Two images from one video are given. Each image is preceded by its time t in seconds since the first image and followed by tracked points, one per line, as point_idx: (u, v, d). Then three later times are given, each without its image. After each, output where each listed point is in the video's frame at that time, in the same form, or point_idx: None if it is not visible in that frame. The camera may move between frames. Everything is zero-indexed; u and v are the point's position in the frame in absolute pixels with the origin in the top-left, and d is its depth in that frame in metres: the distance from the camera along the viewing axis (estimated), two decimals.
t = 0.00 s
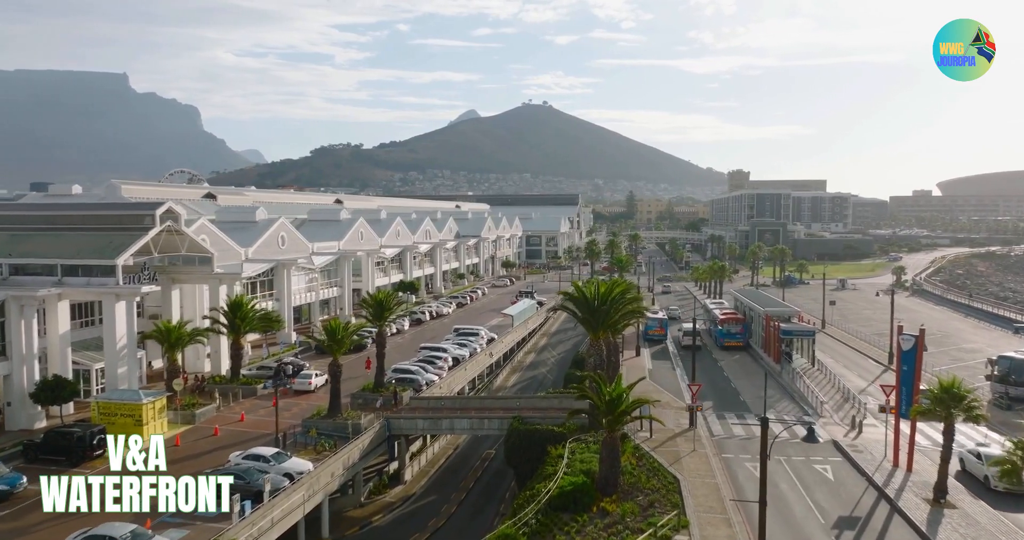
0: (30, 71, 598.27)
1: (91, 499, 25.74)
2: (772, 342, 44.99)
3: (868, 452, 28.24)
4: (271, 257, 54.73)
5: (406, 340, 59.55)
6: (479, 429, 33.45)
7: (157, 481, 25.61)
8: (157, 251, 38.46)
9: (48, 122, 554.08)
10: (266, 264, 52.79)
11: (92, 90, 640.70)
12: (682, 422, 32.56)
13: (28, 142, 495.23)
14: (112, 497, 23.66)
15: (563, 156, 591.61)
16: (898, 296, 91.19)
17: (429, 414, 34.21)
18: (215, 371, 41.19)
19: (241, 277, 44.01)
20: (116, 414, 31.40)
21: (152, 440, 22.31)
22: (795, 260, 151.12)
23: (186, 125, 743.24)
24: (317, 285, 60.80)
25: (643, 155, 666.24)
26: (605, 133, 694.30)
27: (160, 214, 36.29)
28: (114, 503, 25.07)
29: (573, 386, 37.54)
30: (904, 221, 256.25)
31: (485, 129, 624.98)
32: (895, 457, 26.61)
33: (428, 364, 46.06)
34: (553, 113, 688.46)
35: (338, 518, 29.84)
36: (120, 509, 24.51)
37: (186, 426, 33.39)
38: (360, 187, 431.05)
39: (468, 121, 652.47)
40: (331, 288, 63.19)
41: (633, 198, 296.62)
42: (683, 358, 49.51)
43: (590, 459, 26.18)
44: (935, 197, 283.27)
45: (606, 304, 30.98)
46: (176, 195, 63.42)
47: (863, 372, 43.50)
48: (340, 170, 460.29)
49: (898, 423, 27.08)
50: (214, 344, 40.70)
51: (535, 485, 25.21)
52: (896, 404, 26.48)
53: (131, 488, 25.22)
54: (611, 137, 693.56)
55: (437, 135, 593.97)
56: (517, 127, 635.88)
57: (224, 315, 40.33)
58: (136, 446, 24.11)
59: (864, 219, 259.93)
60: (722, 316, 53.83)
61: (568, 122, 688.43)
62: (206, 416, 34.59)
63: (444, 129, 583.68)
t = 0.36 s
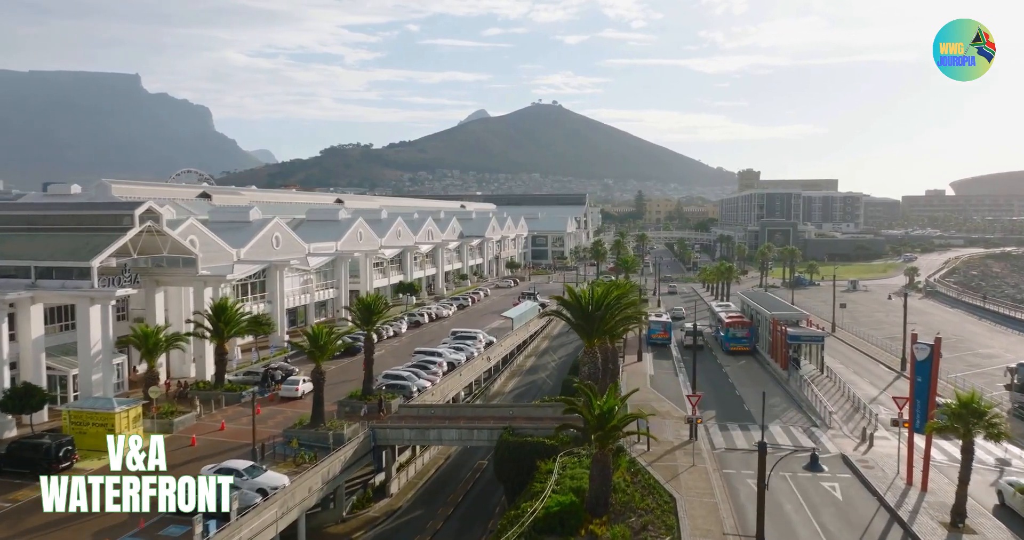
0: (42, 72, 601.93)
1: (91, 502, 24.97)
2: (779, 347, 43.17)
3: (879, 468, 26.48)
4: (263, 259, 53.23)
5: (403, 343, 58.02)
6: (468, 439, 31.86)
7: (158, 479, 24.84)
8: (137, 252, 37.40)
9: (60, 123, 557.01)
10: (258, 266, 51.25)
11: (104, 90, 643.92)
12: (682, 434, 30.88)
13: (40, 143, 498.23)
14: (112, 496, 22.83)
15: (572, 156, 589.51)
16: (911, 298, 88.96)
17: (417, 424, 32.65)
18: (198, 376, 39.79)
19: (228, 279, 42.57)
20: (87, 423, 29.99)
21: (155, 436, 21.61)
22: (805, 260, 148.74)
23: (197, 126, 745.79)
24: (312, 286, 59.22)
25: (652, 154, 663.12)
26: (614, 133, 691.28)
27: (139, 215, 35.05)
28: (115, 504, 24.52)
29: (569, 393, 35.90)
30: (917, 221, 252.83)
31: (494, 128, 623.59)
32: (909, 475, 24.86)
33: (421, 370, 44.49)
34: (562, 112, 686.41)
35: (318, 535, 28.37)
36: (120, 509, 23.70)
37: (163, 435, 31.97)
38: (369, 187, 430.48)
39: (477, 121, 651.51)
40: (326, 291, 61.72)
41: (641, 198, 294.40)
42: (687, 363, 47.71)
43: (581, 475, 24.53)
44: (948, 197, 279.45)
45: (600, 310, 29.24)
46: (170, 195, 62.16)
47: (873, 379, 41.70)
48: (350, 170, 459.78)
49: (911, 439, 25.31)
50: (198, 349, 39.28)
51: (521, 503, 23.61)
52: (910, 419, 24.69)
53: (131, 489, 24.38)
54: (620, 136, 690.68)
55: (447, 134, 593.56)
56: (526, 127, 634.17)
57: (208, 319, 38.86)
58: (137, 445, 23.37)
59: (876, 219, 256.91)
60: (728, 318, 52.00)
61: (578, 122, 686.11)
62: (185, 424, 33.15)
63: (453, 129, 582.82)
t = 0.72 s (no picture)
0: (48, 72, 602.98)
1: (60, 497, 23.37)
2: (780, 354, 41.18)
3: (883, 491, 24.50)
4: (246, 261, 51.48)
5: (391, 347, 56.15)
6: (445, 454, 29.96)
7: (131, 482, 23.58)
8: (100, 253, 36.47)
9: (65, 123, 557.65)
10: (239, 268, 49.41)
11: (109, 90, 644.48)
12: (672, 449, 28.93)
13: (46, 143, 498.80)
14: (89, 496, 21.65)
15: (577, 156, 587.11)
16: (918, 301, 86.68)
17: (391, 437, 30.78)
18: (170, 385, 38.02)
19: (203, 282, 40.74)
20: (40, 437, 28.24)
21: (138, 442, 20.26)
22: (810, 261, 146.33)
23: (202, 126, 746.34)
24: (297, 289, 57.29)
25: (658, 154, 660.56)
26: (619, 133, 688.42)
27: (103, 215, 33.47)
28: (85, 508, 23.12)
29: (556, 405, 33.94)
30: (924, 221, 249.83)
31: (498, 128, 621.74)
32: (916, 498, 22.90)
33: (405, 377, 42.58)
34: (567, 112, 684.37)
35: None
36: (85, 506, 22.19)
37: (122, 449, 30.12)
38: (374, 187, 429.17)
39: (482, 121, 649.95)
40: (314, 294, 59.91)
41: (646, 199, 292.23)
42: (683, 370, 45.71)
43: (559, 499, 22.59)
44: (956, 197, 276.36)
45: (583, 317, 27.26)
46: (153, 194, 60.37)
47: (878, 389, 39.71)
48: (354, 171, 458.47)
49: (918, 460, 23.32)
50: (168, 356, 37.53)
51: (492, 529, 21.70)
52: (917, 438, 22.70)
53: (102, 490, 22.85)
54: (625, 136, 687.82)
55: (451, 134, 591.98)
56: (531, 127, 632.10)
57: (179, 324, 37.06)
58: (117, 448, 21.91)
59: (883, 220, 254.24)
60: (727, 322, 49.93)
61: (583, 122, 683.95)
62: (148, 437, 31.31)
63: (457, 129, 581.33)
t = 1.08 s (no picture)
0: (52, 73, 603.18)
1: None
2: (778, 364, 39.11)
3: (887, 520, 22.42)
4: (223, 265, 49.22)
5: (376, 354, 54.15)
6: (416, 475, 27.94)
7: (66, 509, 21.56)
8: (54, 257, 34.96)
9: (68, 123, 557.22)
10: (215, 271, 47.07)
11: (112, 90, 644.30)
12: (658, 470, 26.85)
13: (48, 143, 498.42)
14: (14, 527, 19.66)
15: (580, 156, 585.34)
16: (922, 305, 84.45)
17: (360, 455, 28.77)
18: (134, 398, 36.13)
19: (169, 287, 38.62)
20: None
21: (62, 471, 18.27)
22: (812, 263, 144.06)
23: (204, 126, 746.01)
24: (279, 294, 54.99)
25: (661, 154, 658.08)
26: (622, 133, 685.74)
27: (57, 217, 31.79)
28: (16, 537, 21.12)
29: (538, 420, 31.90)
30: (929, 222, 247.24)
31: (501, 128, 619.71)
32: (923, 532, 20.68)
33: (385, 387, 40.51)
34: (570, 113, 682.20)
35: None
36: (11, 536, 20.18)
37: (72, 469, 28.17)
38: (376, 188, 427.25)
39: (484, 121, 648.36)
40: (298, 298, 57.74)
41: (648, 199, 290.06)
42: (677, 380, 43.62)
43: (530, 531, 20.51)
44: (961, 198, 273.57)
45: (561, 330, 25.21)
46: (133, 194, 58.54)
47: (882, 401, 37.64)
48: (357, 171, 456.91)
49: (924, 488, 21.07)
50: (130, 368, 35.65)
51: None
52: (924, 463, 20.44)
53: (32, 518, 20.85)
54: (628, 136, 685.39)
55: (454, 134, 590.16)
56: (534, 126, 630.09)
57: (141, 333, 34.98)
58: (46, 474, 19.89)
59: (888, 221, 251.48)
60: (724, 328, 47.79)
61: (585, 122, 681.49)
62: (101, 454, 29.36)
63: (460, 129, 579.51)
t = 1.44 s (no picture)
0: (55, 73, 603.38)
1: None
2: (775, 374, 36.98)
3: None
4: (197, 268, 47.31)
5: (359, 361, 52.09)
6: (381, 499, 25.87)
7: None
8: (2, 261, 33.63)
9: (71, 122, 556.78)
10: (188, 275, 45.02)
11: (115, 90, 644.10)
12: (642, 496, 24.71)
13: (51, 143, 497.88)
14: None
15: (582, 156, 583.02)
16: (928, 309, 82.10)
17: (322, 477, 26.73)
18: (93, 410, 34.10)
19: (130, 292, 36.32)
20: None
21: None
22: (815, 265, 141.63)
23: (207, 125, 745.62)
24: (259, 299, 52.75)
25: (664, 154, 655.35)
26: (625, 133, 683.06)
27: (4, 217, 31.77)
28: None
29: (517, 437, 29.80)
30: (933, 223, 244.29)
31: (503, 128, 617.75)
32: None
33: (361, 399, 38.37)
34: (572, 113, 680.11)
35: None
36: None
37: (13, 490, 26.20)
38: (377, 188, 425.47)
39: (486, 121, 646.73)
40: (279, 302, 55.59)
41: (650, 199, 287.93)
42: (669, 390, 41.50)
43: None
44: (966, 199, 270.70)
45: (532, 343, 23.20)
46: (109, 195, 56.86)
47: (886, 415, 35.44)
48: (359, 170, 455.19)
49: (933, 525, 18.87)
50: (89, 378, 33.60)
51: None
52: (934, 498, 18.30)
53: None
54: (630, 136, 682.65)
55: (456, 134, 588.45)
56: (536, 126, 628.09)
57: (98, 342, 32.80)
58: None
59: (892, 222, 248.83)
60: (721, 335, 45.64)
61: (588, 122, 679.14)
62: (47, 474, 27.38)
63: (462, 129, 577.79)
